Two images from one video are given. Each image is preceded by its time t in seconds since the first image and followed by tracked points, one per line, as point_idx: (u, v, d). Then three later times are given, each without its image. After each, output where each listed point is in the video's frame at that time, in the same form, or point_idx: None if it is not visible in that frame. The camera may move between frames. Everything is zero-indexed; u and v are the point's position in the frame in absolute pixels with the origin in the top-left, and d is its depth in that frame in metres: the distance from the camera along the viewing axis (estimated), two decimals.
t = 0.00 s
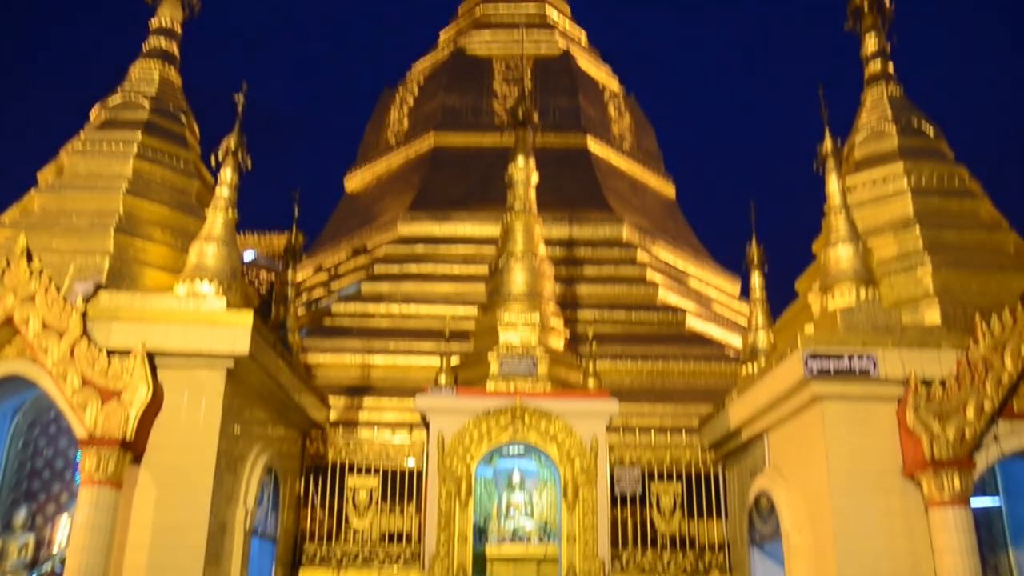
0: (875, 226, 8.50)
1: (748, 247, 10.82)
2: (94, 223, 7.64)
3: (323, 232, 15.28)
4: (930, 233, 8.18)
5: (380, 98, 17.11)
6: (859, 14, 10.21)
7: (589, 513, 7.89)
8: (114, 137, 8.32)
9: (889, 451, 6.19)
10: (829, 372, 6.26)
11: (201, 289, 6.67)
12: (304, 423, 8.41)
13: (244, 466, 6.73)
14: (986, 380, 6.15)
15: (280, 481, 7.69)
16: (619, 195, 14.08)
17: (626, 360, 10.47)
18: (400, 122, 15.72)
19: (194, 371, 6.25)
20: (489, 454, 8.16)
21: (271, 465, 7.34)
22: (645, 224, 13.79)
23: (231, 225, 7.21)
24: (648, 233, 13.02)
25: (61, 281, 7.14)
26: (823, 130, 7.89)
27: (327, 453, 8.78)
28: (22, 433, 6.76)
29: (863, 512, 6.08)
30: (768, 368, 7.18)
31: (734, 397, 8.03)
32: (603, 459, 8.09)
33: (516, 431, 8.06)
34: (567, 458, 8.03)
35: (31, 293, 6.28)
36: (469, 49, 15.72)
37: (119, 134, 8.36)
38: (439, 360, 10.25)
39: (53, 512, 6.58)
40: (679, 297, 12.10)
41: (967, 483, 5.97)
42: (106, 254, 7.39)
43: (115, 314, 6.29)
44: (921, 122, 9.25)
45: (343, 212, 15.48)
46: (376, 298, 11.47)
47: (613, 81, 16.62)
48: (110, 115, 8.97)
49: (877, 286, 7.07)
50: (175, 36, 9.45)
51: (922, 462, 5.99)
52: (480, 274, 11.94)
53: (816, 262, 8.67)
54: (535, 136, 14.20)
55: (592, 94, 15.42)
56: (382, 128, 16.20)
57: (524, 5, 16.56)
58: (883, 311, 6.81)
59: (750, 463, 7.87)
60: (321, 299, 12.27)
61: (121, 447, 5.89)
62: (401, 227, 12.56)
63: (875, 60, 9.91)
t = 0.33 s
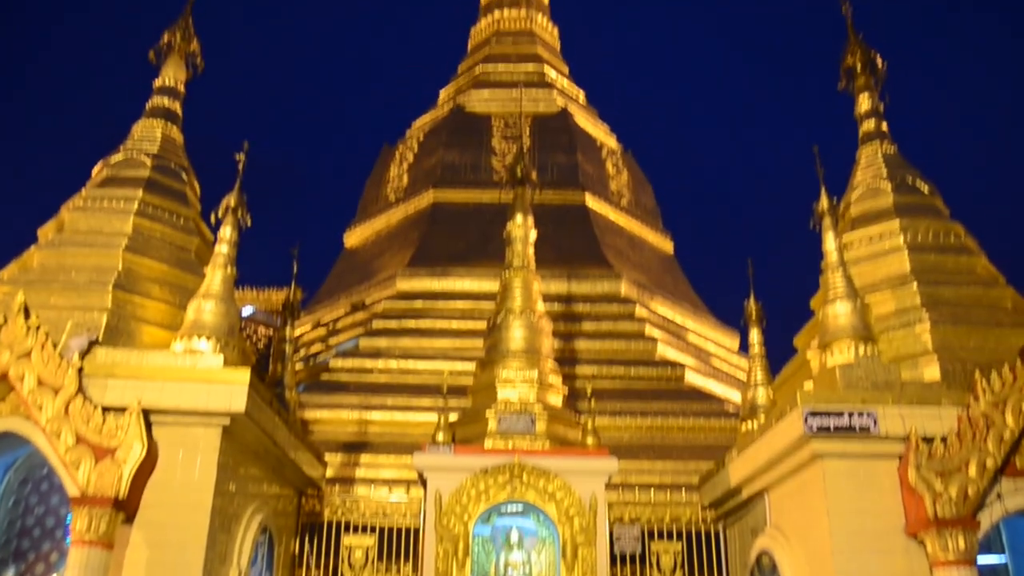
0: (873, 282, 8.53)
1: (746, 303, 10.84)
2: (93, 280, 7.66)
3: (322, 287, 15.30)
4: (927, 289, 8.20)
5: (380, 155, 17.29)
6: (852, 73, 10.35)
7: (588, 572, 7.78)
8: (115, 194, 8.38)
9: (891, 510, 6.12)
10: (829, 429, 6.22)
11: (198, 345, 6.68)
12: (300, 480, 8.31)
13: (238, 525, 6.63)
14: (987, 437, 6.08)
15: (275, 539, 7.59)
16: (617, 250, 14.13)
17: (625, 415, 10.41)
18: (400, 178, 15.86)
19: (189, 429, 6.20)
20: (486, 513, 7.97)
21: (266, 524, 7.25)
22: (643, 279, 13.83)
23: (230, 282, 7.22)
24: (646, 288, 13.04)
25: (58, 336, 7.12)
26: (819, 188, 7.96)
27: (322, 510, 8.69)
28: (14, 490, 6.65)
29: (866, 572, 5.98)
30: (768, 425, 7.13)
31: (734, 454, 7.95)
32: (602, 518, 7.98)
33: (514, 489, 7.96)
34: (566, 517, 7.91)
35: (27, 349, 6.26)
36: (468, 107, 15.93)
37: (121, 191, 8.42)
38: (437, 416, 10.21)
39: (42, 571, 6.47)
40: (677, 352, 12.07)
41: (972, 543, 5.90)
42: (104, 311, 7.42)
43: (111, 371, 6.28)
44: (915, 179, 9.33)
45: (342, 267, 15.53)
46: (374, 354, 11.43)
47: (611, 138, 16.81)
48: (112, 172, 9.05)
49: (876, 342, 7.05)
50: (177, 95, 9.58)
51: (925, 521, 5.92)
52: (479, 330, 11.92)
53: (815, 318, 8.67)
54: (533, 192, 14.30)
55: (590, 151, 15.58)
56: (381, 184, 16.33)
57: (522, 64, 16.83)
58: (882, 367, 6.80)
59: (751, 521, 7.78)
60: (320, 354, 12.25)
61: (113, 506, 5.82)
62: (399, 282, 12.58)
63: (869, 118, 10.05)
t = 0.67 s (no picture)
0: (869, 327, 8.52)
1: (744, 348, 10.82)
2: (89, 324, 7.66)
3: (319, 331, 15.27)
4: (924, 334, 8.20)
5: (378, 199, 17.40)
6: (847, 120, 10.56)
7: None
8: (114, 239, 8.42)
9: (893, 558, 6.02)
10: (828, 475, 6.18)
11: (194, 391, 6.68)
12: (294, 527, 8.21)
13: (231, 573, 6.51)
14: (987, 483, 6.10)
15: None
16: (612, 294, 14.13)
17: (622, 461, 10.36)
18: (398, 222, 15.92)
19: (183, 475, 6.13)
20: (484, 561, 7.78)
21: (259, 571, 7.14)
22: (641, 324, 13.81)
23: (227, 326, 7.20)
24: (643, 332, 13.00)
25: (53, 381, 7.10)
26: (814, 234, 8.00)
27: (316, 557, 8.62)
28: (4, 538, 6.50)
29: None
30: (768, 471, 7.06)
31: (734, 500, 7.88)
32: (601, 567, 7.87)
33: (512, 536, 7.85)
34: (563, 564, 7.76)
35: (21, 394, 6.23)
36: (466, 152, 16.05)
37: (119, 235, 8.46)
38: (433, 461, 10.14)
39: None
40: (675, 397, 12.01)
41: None
42: (99, 355, 7.42)
43: (105, 416, 6.23)
44: (910, 225, 9.38)
45: (339, 311, 15.54)
46: (370, 398, 11.38)
47: (608, 183, 16.92)
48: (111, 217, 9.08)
49: (874, 388, 7.03)
50: (177, 140, 9.68)
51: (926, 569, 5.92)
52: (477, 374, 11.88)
53: (812, 363, 8.65)
54: (531, 237, 14.34)
55: (587, 196, 15.66)
56: (379, 228, 16.39)
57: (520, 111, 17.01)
58: (880, 413, 6.77)
59: (751, 570, 7.66)
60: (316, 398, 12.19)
61: (104, 553, 5.77)
62: (397, 326, 12.56)
63: (863, 165, 10.14)
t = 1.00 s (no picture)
0: (867, 363, 8.50)
1: (741, 384, 10.80)
2: (85, 361, 7.64)
3: (316, 367, 15.22)
4: (922, 370, 8.18)
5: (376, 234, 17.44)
6: (842, 157, 10.62)
7: None
8: (111, 275, 8.43)
9: None
10: (828, 513, 6.15)
11: (189, 429, 6.64)
12: (290, 565, 8.14)
13: None
14: (989, 520, 5.87)
15: None
16: (610, 329, 14.11)
17: (621, 498, 10.31)
18: (395, 258, 15.95)
19: (177, 514, 6.07)
20: None
21: None
22: (639, 360, 13.79)
23: (223, 363, 7.16)
24: (641, 368, 12.95)
25: (48, 419, 7.07)
26: (811, 271, 8.00)
27: None
28: None
29: None
30: (768, 508, 7.00)
31: (733, 538, 7.82)
32: None
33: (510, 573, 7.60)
34: None
35: (15, 432, 6.19)
36: (463, 188, 16.13)
37: (116, 271, 8.47)
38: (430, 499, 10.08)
39: None
40: (673, 433, 11.96)
41: None
42: (95, 392, 7.40)
43: (99, 454, 6.18)
44: (906, 261, 9.40)
45: (336, 346, 15.51)
46: (367, 434, 11.32)
47: (605, 220, 16.99)
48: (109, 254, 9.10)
49: (873, 426, 7.00)
50: (176, 177, 9.73)
51: None
52: (474, 411, 11.82)
53: (812, 399, 8.56)
54: (528, 273, 14.38)
55: (584, 232, 15.71)
56: (377, 264, 16.41)
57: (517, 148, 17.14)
58: (880, 450, 6.73)
59: None
60: (313, 435, 12.11)
61: None
62: (393, 362, 12.51)
63: (858, 202, 10.19)
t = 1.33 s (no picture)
0: (867, 395, 8.48)
1: (741, 416, 10.76)
2: (81, 392, 7.62)
3: (313, 398, 15.16)
4: (922, 402, 8.15)
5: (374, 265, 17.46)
6: (839, 189, 10.66)
7: None
8: (109, 306, 8.43)
9: None
10: (829, 547, 6.11)
11: (185, 461, 6.60)
12: None
13: None
14: (992, 554, 5.72)
15: None
16: (609, 360, 14.08)
17: (620, 530, 10.24)
18: (393, 289, 15.95)
19: (172, 547, 6.01)
20: None
21: None
22: (638, 391, 13.74)
23: (220, 396, 7.14)
24: (640, 400, 12.83)
25: (42, 451, 7.03)
26: (809, 303, 8.00)
27: None
28: None
29: None
30: (768, 541, 6.95)
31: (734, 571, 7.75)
32: None
33: None
34: None
35: (10, 464, 6.22)
36: (462, 219, 16.17)
37: (115, 303, 8.47)
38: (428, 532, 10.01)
39: None
40: (672, 464, 11.90)
41: None
42: (91, 424, 7.37)
43: (94, 487, 6.14)
44: (904, 292, 9.41)
45: (334, 377, 15.46)
46: (365, 466, 11.24)
47: (603, 250, 17.02)
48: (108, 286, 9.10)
49: (873, 458, 6.96)
50: (176, 209, 9.75)
51: None
52: (472, 442, 11.74)
53: (811, 431, 8.50)
54: (527, 304, 14.38)
55: (582, 263, 15.73)
56: (375, 295, 16.41)
57: (516, 179, 17.21)
58: (880, 483, 6.70)
59: None
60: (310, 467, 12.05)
61: None
62: (391, 393, 12.44)
63: (856, 233, 10.22)
